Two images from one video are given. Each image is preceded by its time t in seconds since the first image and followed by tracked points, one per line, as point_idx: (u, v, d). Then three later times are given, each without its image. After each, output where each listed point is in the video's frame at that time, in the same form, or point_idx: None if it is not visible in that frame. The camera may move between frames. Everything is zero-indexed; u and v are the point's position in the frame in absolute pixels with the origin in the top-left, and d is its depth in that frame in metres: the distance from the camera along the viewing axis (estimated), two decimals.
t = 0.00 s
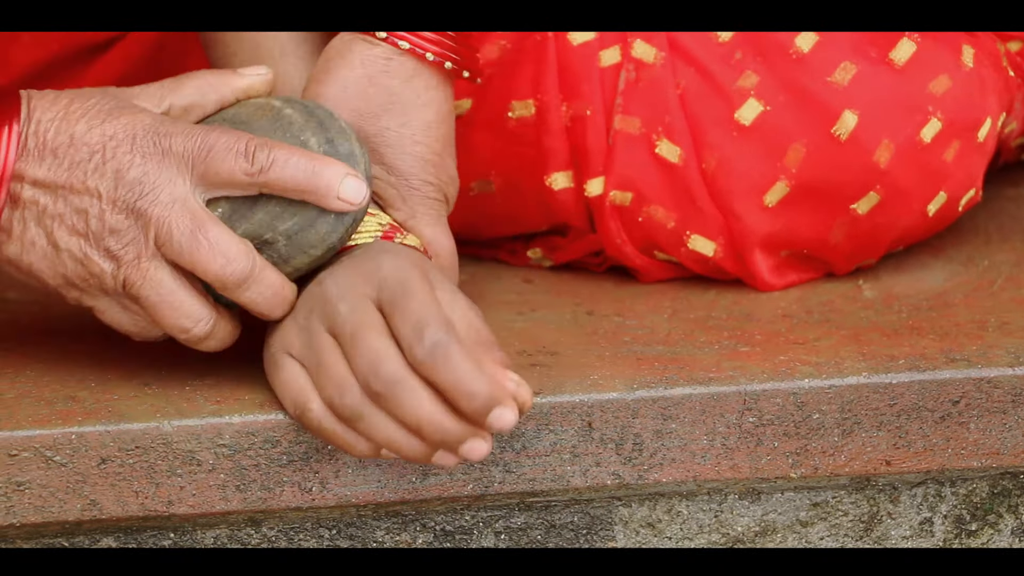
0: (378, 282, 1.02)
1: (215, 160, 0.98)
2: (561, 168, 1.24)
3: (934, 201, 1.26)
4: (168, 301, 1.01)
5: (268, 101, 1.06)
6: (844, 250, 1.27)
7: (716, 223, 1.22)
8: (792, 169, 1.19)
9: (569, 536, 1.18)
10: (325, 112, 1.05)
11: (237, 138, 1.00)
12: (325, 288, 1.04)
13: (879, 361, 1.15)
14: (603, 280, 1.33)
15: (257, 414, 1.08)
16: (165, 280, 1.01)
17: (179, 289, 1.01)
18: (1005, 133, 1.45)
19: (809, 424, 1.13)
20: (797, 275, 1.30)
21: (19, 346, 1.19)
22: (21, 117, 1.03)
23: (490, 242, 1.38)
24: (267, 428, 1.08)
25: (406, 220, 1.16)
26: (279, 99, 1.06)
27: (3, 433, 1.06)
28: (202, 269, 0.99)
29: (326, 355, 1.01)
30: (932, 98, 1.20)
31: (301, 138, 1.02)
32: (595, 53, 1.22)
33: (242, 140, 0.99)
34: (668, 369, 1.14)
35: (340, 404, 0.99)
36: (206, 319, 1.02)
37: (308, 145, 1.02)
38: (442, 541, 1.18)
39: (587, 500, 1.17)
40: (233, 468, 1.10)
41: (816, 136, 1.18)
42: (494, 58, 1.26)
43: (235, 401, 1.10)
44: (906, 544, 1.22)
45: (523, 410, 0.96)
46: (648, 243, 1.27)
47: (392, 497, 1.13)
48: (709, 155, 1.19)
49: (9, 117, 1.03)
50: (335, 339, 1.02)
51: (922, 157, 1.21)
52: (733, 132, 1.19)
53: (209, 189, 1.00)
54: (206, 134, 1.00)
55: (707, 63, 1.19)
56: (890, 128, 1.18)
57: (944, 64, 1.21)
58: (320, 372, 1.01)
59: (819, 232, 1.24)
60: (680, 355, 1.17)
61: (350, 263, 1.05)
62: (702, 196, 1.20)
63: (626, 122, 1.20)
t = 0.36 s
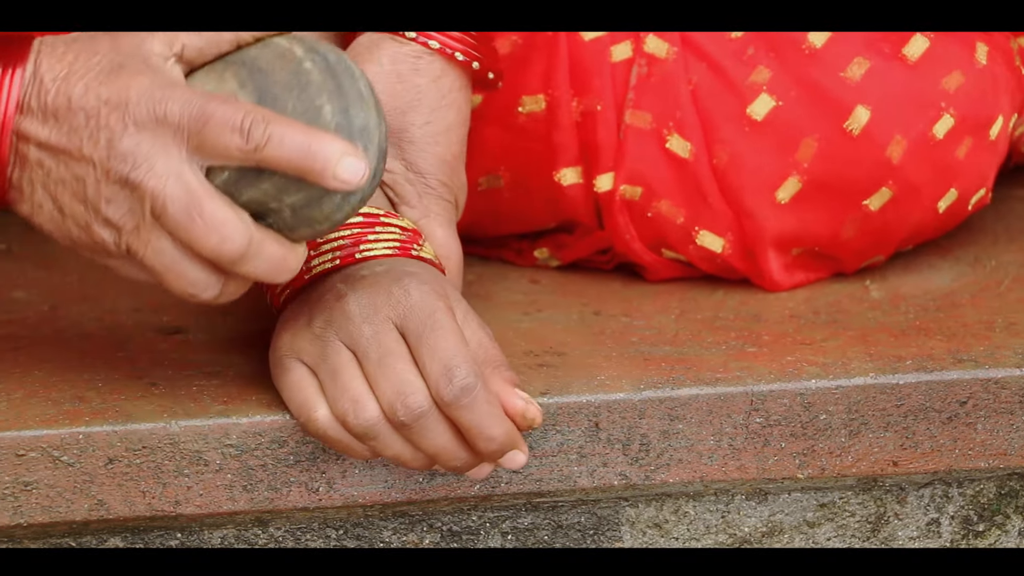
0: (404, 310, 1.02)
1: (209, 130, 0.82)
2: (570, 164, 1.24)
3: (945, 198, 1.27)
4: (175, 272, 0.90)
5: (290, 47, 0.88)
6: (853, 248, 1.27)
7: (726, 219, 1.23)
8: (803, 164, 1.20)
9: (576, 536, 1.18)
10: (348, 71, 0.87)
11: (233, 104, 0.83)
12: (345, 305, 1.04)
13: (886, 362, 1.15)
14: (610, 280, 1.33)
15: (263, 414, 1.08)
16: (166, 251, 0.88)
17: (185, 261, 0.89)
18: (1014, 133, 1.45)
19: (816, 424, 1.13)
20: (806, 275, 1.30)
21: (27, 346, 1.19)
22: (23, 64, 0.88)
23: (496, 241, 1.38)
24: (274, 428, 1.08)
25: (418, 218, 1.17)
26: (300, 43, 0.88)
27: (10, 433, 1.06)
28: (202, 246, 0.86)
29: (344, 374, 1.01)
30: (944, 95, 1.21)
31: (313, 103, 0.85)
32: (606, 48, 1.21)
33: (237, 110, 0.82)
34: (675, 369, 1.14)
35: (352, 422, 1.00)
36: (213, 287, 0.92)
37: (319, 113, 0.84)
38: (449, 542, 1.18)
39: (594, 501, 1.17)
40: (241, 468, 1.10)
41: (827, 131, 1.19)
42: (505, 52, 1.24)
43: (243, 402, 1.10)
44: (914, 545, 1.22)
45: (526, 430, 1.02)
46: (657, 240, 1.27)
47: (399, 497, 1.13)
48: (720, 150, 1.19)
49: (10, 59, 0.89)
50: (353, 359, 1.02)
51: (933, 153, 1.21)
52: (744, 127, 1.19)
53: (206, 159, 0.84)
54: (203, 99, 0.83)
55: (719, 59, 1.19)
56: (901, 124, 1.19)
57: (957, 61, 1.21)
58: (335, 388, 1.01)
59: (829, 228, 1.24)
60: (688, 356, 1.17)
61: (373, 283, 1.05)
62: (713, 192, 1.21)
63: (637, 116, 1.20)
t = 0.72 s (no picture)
0: (425, 318, 1.02)
1: (242, 202, 0.90)
2: (587, 163, 1.24)
3: (962, 196, 1.27)
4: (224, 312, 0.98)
5: (319, 99, 0.91)
6: (872, 248, 1.27)
7: (744, 218, 1.22)
8: (820, 163, 1.20)
9: (594, 538, 1.18)
10: (374, 127, 0.91)
11: (261, 173, 0.89)
12: (365, 310, 1.04)
13: (905, 363, 1.15)
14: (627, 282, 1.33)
15: (282, 414, 1.08)
16: (215, 296, 0.97)
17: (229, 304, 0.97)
18: None
19: (835, 426, 1.13)
20: (824, 275, 1.30)
21: (45, 346, 1.19)
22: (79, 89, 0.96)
23: (514, 242, 1.38)
24: (292, 429, 1.08)
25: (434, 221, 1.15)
26: (329, 94, 0.91)
27: (30, 433, 1.06)
28: (247, 298, 0.95)
29: (362, 379, 1.01)
30: (961, 93, 1.21)
31: (344, 168, 0.90)
32: (622, 47, 1.22)
33: (266, 179, 0.88)
34: (693, 370, 1.14)
35: (368, 428, 1.00)
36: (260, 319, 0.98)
37: (352, 178, 0.89)
38: (467, 543, 1.18)
39: (611, 502, 1.17)
40: (259, 468, 1.10)
41: (845, 130, 1.19)
42: (521, 52, 1.24)
43: (261, 402, 1.10)
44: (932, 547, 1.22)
45: (535, 439, 1.02)
46: (674, 239, 1.26)
47: (417, 497, 1.13)
48: (737, 149, 1.19)
49: (68, 83, 0.96)
50: (371, 363, 1.02)
51: (950, 151, 1.21)
52: (761, 126, 1.19)
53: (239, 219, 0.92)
54: (230, 167, 0.89)
55: (735, 58, 1.19)
56: (918, 122, 1.19)
57: (974, 59, 1.21)
58: (352, 393, 1.01)
59: (848, 228, 1.24)
60: (706, 357, 1.17)
61: (394, 290, 1.05)
62: (730, 191, 1.21)
63: (654, 115, 1.20)
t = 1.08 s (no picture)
0: (440, 319, 1.02)
1: (264, 190, 0.91)
2: (600, 169, 1.24)
3: (977, 199, 1.26)
4: (237, 283, 1.00)
5: (326, 71, 0.93)
6: (886, 250, 1.27)
7: (757, 223, 1.23)
8: (834, 168, 1.20)
9: (608, 538, 1.18)
10: (387, 95, 0.94)
11: (282, 162, 0.91)
12: (381, 311, 1.04)
13: (919, 363, 1.15)
14: (640, 282, 1.33)
15: (296, 414, 1.08)
16: (231, 273, 0.99)
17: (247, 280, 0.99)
18: None
19: (849, 426, 1.13)
20: (838, 277, 1.29)
21: (60, 346, 1.19)
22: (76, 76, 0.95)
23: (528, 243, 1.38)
24: (306, 429, 1.08)
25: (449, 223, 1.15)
26: (336, 67, 0.94)
27: (45, 433, 1.06)
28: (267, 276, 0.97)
29: (376, 378, 1.01)
30: (974, 95, 1.20)
31: (363, 139, 0.93)
32: (634, 52, 1.21)
33: (288, 167, 0.90)
34: (707, 370, 1.14)
35: (382, 428, 1.00)
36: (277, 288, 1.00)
37: (370, 150, 0.93)
38: (481, 543, 1.18)
39: (625, 502, 1.17)
40: (273, 468, 1.10)
41: (858, 134, 1.18)
42: (533, 58, 1.24)
43: (275, 402, 1.11)
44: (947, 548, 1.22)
45: (548, 439, 1.02)
46: (687, 243, 1.27)
47: (431, 498, 1.13)
48: (749, 153, 1.19)
49: (65, 69, 0.95)
50: (386, 364, 1.02)
51: (963, 154, 1.21)
52: (774, 131, 1.19)
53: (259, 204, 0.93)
54: (248, 158, 0.90)
55: (747, 63, 1.18)
56: (931, 126, 1.19)
57: (987, 61, 1.21)
58: (366, 393, 1.01)
59: (861, 232, 1.24)
60: (720, 357, 1.17)
61: (409, 291, 1.05)
62: (744, 196, 1.21)
63: (667, 121, 1.20)
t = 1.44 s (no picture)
0: (453, 319, 1.02)
1: (286, 194, 0.91)
2: (613, 170, 1.24)
3: (990, 200, 1.26)
4: (249, 290, 1.01)
5: (344, 70, 0.93)
6: (898, 250, 1.27)
7: (770, 223, 1.23)
8: (847, 168, 1.20)
9: (619, 538, 1.18)
10: (406, 93, 0.93)
11: (305, 163, 0.91)
12: (394, 311, 1.04)
13: (931, 364, 1.15)
14: (651, 282, 1.33)
15: (308, 414, 1.09)
16: (246, 276, 0.99)
17: (262, 283, 1.00)
18: None
19: (861, 427, 1.13)
20: (850, 278, 1.29)
21: (71, 346, 1.19)
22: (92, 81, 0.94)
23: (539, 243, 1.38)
24: (317, 429, 1.08)
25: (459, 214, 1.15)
26: (354, 66, 0.93)
27: (57, 433, 1.06)
28: (284, 277, 0.98)
29: (388, 378, 1.01)
30: (988, 96, 1.20)
31: (383, 138, 0.92)
32: (648, 53, 1.21)
33: (311, 167, 0.91)
34: (719, 371, 1.14)
35: (394, 427, 1.00)
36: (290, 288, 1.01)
37: (391, 148, 0.92)
38: (492, 543, 1.18)
39: (636, 502, 1.17)
40: (284, 468, 1.10)
41: (871, 135, 1.19)
42: (546, 57, 1.23)
43: (287, 402, 1.11)
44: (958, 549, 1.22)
45: (561, 437, 1.02)
46: (699, 243, 1.26)
47: (442, 498, 1.13)
48: (763, 154, 1.20)
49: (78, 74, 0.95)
50: (398, 364, 1.02)
51: (976, 154, 1.21)
52: (787, 131, 1.19)
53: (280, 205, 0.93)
54: (271, 160, 0.90)
55: (762, 63, 1.19)
56: (944, 126, 1.19)
57: (1001, 62, 1.21)
58: (378, 392, 1.01)
59: (874, 232, 1.24)
60: (731, 358, 1.17)
61: (422, 291, 1.06)
62: (757, 196, 1.21)
63: (680, 121, 1.20)
